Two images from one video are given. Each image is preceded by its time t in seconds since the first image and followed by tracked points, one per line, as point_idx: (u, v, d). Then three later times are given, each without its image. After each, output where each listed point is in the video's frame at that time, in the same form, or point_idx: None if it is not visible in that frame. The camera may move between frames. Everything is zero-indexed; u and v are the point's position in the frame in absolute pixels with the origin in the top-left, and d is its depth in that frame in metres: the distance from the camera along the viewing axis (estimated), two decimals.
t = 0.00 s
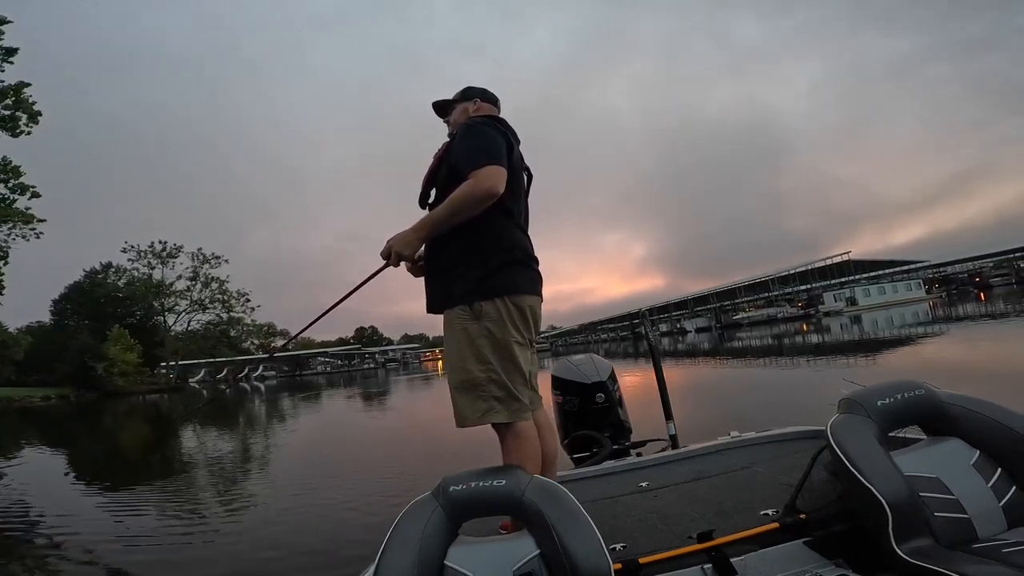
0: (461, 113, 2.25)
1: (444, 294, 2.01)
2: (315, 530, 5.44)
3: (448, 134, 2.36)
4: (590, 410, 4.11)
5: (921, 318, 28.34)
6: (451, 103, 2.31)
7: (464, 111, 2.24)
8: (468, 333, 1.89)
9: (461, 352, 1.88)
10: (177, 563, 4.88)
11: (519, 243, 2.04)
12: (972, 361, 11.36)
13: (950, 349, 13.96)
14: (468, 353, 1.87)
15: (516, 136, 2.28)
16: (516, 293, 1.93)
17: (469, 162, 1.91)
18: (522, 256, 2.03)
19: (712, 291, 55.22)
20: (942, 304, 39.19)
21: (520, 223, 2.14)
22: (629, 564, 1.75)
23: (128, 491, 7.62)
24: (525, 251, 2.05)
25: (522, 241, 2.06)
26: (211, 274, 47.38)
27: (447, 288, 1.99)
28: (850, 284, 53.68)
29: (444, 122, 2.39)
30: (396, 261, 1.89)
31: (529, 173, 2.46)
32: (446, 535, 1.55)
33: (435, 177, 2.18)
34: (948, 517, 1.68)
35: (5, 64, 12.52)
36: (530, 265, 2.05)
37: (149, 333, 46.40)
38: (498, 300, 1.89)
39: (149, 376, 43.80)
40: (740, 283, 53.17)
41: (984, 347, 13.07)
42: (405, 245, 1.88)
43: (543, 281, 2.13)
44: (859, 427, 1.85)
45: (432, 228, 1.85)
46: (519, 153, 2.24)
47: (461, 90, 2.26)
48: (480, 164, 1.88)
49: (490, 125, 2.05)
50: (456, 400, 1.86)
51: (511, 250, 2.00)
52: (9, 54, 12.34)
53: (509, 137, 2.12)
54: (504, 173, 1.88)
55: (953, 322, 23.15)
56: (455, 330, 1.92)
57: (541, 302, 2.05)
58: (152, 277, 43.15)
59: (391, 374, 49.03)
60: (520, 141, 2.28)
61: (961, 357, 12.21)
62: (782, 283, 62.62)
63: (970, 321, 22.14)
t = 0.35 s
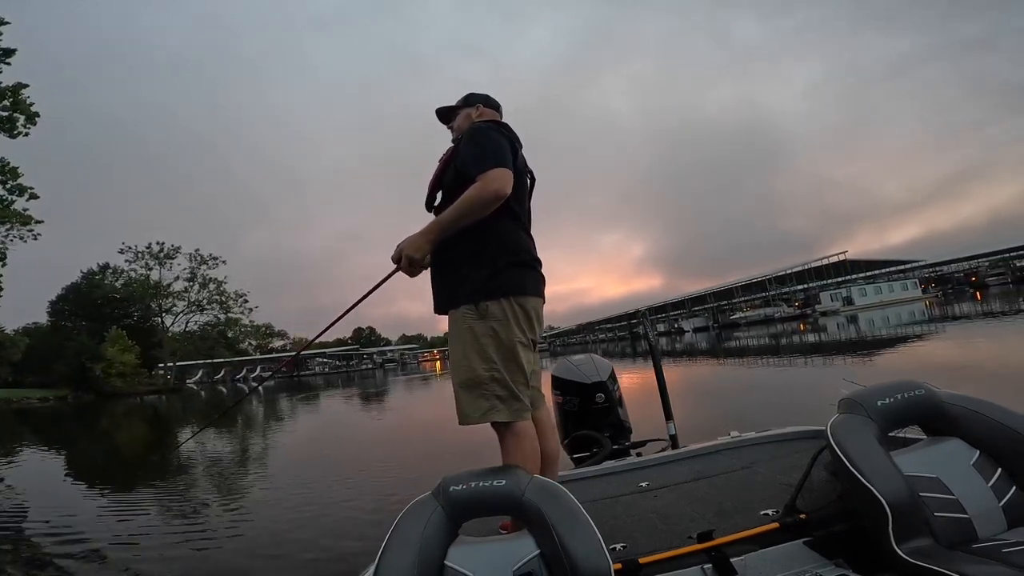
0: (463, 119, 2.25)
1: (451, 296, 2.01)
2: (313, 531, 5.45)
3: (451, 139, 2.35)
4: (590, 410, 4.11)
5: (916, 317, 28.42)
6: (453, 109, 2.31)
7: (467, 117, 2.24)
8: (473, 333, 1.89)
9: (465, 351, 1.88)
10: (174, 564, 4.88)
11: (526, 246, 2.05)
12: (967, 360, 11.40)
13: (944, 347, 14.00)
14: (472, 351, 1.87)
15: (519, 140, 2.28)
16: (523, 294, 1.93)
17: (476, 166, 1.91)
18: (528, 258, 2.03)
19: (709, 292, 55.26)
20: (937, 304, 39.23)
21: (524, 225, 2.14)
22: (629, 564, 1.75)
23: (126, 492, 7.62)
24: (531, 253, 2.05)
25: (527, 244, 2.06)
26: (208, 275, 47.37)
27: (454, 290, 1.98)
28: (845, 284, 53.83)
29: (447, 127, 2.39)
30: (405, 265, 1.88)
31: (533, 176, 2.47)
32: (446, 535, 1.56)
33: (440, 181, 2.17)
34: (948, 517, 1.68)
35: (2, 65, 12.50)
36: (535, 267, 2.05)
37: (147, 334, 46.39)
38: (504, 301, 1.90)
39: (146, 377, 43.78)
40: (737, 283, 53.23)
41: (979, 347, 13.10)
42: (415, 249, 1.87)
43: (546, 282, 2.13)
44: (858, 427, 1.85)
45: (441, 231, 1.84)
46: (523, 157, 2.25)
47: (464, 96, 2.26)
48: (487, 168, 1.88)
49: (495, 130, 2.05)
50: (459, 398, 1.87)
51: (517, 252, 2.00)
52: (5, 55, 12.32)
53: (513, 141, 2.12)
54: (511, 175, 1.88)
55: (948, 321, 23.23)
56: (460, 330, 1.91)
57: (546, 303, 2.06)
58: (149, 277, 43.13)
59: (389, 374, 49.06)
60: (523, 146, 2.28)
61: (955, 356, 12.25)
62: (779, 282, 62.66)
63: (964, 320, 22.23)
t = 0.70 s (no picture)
0: (468, 124, 2.25)
1: (457, 298, 2.01)
2: (312, 531, 5.45)
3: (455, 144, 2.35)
4: (590, 410, 4.11)
5: (912, 317, 28.47)
6: (458, 114, 2.31)
7: (472, 122, 2.24)
8: (478, 333, 1.89)
9: (470, 351, 1.88)
10: (172, 564, 4.87)
11: (532, 249, 2.05)
12: (962, 360, 11.44)
13: (941, 347, 14.04)
14: (476, 350, 1.87)
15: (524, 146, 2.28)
16: (529, 295, 1.94)
17: (484, 170, 1.91)
18: (535, 260, 2.04)
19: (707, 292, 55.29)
20: (933, 304, 39.30)
21: (530, 229, 2.14)
22: (629, 564, 1.75)
23: (125, 492, 7.62)
24: (537, 257, 2.06)
25: (533, 247, 2.06)
26: (206, 275, 47.39)
27: (461, 291, 1.98)
28: (842, 284, 53.99)
29: (451, 133, 2.39)
30: (414, 268, 1.87)
31: (538, 181, 2.47)
32: (446, 535, 1.55)
33: (447, 185, 2.17)
34: (949, 517, 1.68)
35: None
36: (541, 270, 2.06)
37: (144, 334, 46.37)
38: (509, 302, 1.90)
39: (144, 377, 43.79)
40: (734, 283, 53.28)
41: (974, 346, 13.14)
42: (423, 252, 1.86)
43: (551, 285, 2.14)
44: (858, 427, 1.85)
45: (449, 234, 1.84)
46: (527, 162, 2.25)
47: (467, 102, 2.26)
48: (494, 173, 1.88)
49: (501, 134, 2.05)
50: (460, 396, 1.87)
51: (524, 255, 2.00)
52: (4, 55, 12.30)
53: (519, 145, 2.12)
54: (518, 180, 1.88)
55: (944, 321, 23.29)
56: (465, 330, 1.91)
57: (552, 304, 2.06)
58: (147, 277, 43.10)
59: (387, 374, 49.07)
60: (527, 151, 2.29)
61: (951, 356, 12.27)
62: (776, 282, 62.74)
63: (960, 320, 22.32)
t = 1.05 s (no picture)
0: (474, 128, 2.25)
1: (462, 299, 2.00)
2: (310, 530, 5.44)
3: (460, 148, 2.35)
4: (589, 410, 4.11)
5: (908, 318, 28.50)
6: (463, 119, 2.31)
7: (477, 126, 2.24)
8: (481, 334, 1.88)
9: (472, 352, 1.87)
10: (170, 563, 4.85)
11: (538, 252, 2.05)
12: (958, 360, 11.45)
13: (937, 348, 14.06)
14: (478, 351, 1.86)
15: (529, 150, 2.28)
16: (534, 298, 1.94)
17: (491, 173, 1.91)
18: (540, 264, 2.04)
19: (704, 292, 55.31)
20: (930, 304, 39.31)
21: (535, 232, 2.14)
22: (629, 564, 1.75)
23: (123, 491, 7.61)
24: (543, 260, 2.06)
25: (539, 250, 2.07)
26: (204, 274, 47.40)
27: (467, 292, 1.97)
28: (839, 284, 54.04)
29: (456, 137, 2.39)
30: (421, 268, 1.87)
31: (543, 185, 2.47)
32: (446, 535, 1.55)
33: (454, 188, 2.17)
34: (949, 517, 1.68)
35: None
36: (546, 273, 2.06)
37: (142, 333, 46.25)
38: (513, 304, 1.90)
39: (142, 376, 43.74)
40: (732, 283, 53.28)
41: (970, 347, 13.16)
42: (430, 253, 1.86)
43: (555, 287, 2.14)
44: (859, 427, 1.85)
45: (457, 236, 1.84)
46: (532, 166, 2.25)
47: (472, 106, 2.27)
48: (501, 176, 1.88)
49: (509, 138, 2.05)
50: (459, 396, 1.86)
51: (529, 258, 2.00)
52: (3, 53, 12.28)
53: (525, 150, 2.12)
54: (526, 183, 1.88)
55: (940, 321, 23.32)
56: (468, 330, 1.91)
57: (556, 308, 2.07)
58: (145, 276, 43.06)
59: (385, 373, 49.03)
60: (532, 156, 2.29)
61: (947, 356, 12.29)
62: (774, 282, 62.79)
63: (956, 320, 22.34)
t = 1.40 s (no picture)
0: (471, 128, 2.25)
1: (459, 298, 2.00)
2: (308, 529, 5.44)
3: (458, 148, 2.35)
4: (589, 410, 4.11)
5: (904, 317, 28.53)
6: (460, 118, 2.31)
7: (475, 126, 2.24)
8: (477, 333, 1.88)
9: (470, 351, 1.87)
10: (168, 564, 4.84)
11: (537, 252, 2.05)
12: (953, 359, 11.49)
13: (932, 347, 14.10)
14: (475, 350, 1.86)
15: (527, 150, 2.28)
16: (531, 297, 1.94)
17: (489, 172, 1.91)
18: (538, 264, 2.04)
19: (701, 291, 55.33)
20: (926, 304, 39.35)
21: (533, 231, 2.14)
22: (629, 565, 1.75)
23: (121, 491, 7.60)
24: (541, 259, 2.06)
25: (537, 249, 2.06)
26: (202, 273, 47.38)
27: (464, 292, 1.98)
28: (836, 284, 54.11)
29: (453, 137, 2.39)
30: (417, 267, 1.87)
31: (541, 186, 2.47)
32: (446, 535, 1.55)
33: (451, 187, 2.17)
34: (949, 517, 1.68)
35: None
36: (544, 273, 2.06)
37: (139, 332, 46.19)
38: (510, 303, 1.90)
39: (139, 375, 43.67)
40: (729, 283, 53.30)
41: (966, 346, 13.18)
42: (427, 252, 1.86)
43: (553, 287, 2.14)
44: (858, 427, 1.85)
45: (454, 235, 1.84)
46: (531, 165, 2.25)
47: (470, 106, 2.27)
48: (499, 175, 1.88)
49: (507, 137, 2.04)
50: (454, 396, 1.86)
51: (527, 258, 2.00)
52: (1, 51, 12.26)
53: (523, 149, 2.12)
54: (524, 182, 1.88)
55: (935, 321, 23.37)
56: (465, 329, 1.91)
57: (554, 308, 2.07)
58: (142, 275, 43.02)
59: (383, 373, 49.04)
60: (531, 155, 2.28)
61: (943, 355, 12.31)
62: (771, 282, 62.81)
63: (952, 320, 22.40)
